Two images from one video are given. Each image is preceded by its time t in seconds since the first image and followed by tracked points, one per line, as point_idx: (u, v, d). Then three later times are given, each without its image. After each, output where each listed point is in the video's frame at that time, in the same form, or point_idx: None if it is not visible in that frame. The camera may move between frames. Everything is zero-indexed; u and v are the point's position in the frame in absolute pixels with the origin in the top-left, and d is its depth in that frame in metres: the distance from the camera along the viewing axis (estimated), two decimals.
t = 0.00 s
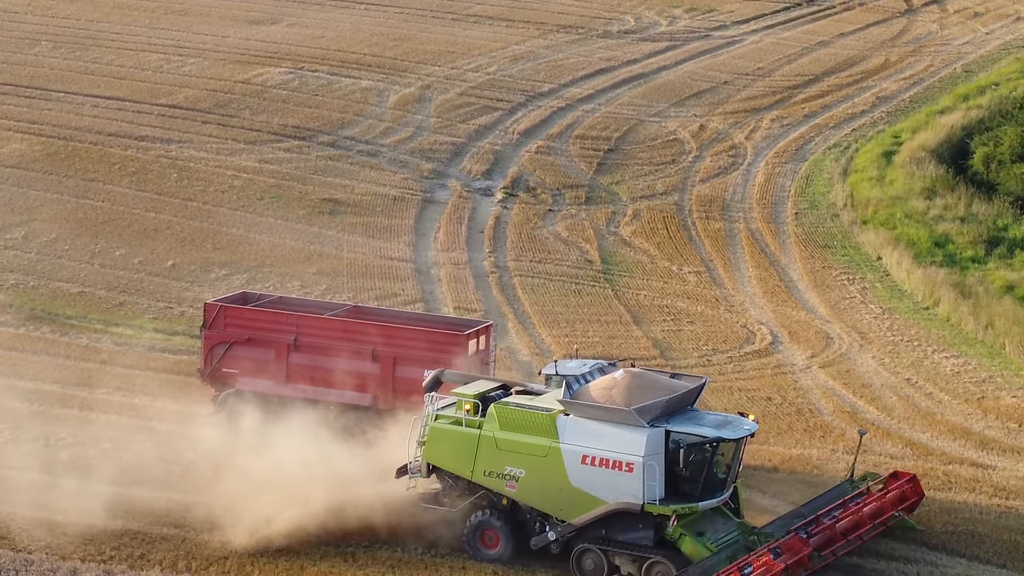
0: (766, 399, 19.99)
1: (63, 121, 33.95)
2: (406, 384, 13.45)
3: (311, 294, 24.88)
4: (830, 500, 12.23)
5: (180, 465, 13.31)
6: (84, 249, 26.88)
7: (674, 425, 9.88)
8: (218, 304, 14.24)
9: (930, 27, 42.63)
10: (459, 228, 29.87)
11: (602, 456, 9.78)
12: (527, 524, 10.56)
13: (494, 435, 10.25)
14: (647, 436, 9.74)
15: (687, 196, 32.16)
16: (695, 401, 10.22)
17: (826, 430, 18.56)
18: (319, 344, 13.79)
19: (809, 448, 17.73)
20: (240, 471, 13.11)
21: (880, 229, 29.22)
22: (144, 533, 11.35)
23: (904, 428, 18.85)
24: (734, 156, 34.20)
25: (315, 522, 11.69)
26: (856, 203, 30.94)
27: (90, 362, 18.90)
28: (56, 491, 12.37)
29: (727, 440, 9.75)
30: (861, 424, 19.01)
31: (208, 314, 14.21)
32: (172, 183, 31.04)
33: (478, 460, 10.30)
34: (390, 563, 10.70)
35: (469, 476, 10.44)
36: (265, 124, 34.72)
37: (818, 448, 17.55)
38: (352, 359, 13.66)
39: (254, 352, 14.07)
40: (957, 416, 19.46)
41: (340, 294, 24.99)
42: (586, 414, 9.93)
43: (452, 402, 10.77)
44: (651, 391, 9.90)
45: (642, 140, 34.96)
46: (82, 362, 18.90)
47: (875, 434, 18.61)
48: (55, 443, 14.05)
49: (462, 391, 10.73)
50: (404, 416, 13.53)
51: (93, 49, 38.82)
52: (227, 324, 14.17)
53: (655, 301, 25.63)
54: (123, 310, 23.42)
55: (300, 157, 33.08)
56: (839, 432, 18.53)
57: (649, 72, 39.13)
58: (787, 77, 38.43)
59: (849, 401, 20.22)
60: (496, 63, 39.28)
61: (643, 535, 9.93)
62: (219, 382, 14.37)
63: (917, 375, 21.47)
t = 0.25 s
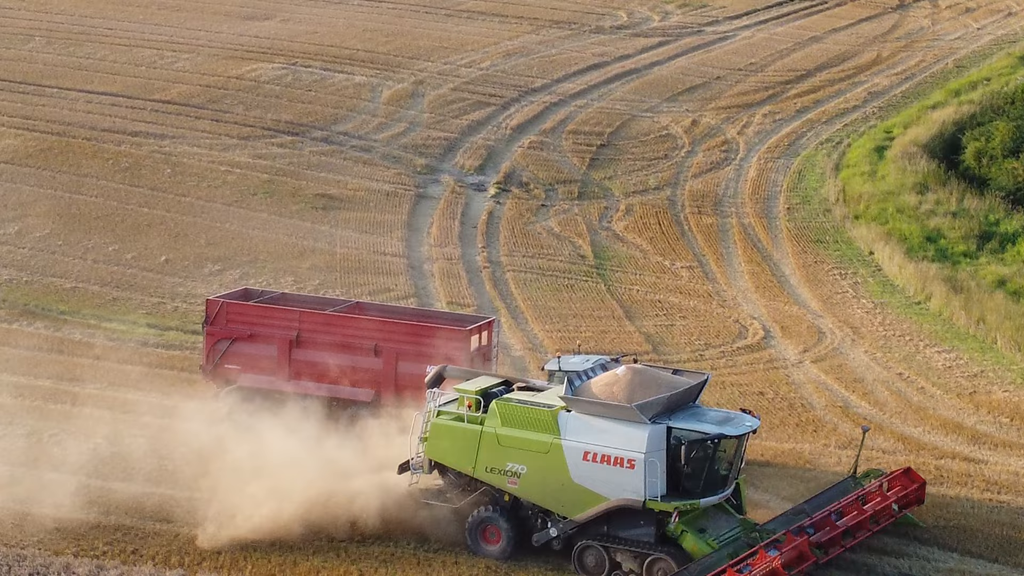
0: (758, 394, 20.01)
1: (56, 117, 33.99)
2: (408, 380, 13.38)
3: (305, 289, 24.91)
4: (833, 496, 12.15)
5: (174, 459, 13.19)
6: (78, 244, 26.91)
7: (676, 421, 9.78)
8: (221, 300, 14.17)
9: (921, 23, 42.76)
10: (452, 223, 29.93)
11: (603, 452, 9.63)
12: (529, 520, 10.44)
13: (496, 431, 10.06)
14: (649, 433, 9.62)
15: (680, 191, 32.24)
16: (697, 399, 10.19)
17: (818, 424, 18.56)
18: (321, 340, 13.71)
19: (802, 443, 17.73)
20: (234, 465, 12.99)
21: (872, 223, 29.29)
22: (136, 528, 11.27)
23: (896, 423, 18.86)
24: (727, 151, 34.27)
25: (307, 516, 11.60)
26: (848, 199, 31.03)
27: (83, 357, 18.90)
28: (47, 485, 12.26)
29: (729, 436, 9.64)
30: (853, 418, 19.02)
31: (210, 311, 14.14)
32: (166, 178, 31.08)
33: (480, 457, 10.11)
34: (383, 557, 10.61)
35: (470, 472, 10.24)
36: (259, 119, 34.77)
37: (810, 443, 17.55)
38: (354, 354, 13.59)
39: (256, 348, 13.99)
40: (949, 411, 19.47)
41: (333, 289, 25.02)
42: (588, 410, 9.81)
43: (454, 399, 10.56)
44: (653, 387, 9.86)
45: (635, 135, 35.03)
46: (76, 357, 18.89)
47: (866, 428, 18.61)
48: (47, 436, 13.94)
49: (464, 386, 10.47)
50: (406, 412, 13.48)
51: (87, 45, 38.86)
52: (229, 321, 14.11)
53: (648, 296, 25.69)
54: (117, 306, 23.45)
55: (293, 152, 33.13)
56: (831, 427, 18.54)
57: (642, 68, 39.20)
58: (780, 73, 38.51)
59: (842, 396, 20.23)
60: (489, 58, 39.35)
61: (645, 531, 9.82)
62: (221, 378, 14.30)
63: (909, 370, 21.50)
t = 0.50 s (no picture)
0: (749, 389, 20.03)
1: (48, 112, 34.00)
2: (410, 377, 13.19)
3: (297, 284, 24.94)
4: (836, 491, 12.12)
5: (169, 456, 13.11)
6: (70, 240, 26.93)
7: (677, 418, 9.75)
8: (221, 297, 13.97)
9: (912, 18, 42.88)
10: (444, 218, 29.97)
11: (605, 449, 9.59)
12: (531, 517, 10.36)
13: (498, 428, 10.04)
14: (650, 430, 9.59)
15: (672, 186, 32.32)
16: (699, 395, 10.14)
17: (809, 419, 18.56)
18: (322, 337, 13.52)
19: (793, 438, 17.73)
20: (228, 463, 12.92)
21: (863, 218, 29.34)
22: (128, 523, 11.19)
23: (887, 417, 18.85)
24: (718, 145, 34.34)
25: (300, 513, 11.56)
26: (839, 193, 31.12)
27: (75, 352, 18.89)
28: (38, 481, 12.18)
29: (731, 433, 9.60)
30: (844, 412, 19.02)
31: (211, 308, 13.93)
32: (158, 173, 31.11)
33: (482, 453, 10.10)
34: (376, 552, 10.54)
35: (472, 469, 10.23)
36: (251, 115, 34.80)
37: (801, 438, 17.54)
38: (356, 351, 13.39)
39: (258, 345, 13.81)
40: (940, 405, 19.47)
41: (325, 284, 25.05)
42: (589, 407, 9.77)
43: (456, 395, 10.60)
44: (655, 384, 9.79)
45: (627, 130, 35.09)
46: (68, 352, 18.89)
47: (857, 422, 18.62)
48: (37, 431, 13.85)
49: (465, 383, 10.57)
50: (408, 408, 13.28)
51: (79, 40, 38.88)
52: (230, 318, 13.90)
53: (639, 290, 25.75)
54: (109, 301, 23.46)
55: (285, 147, 33.16)
56: (822, 421, 18.54)
57: (633, 63, 39.28)
58: (771, 68, 38.58)
59: (833, 390, 20.23)
60: (480, 54, 39.42)
61: (647, 528, 9.74)
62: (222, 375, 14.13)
63: (900, 364, 21.52)
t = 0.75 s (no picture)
0: (742, 383, 20.03)
1: (42, 108, 34.00)
2: (415, 374, 13.07)
3: (289, 280, 24.97)
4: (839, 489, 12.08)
5: (163, 454, 13.07)
6: (63, 236, 26.92)
7: (679, 415, 9.66)
8: (223, 294, 13.81)
9: (904, 14, 43.01)
10: (437, 214, 30.02)
11: (607, 446, 9.51)
12: (533, 514, 10.28)
13: (500, 425, 9.99)
14: (651, 426, 9.51)
15: (664, 181, 32.39)
16: (701, 391, 10.03)
17: (801, 414, 18.54)
18: (326, 333, 13.39)
19: (785, 433, 17.69)
20: (224, 461, 12.87)
21: (855, 213, 29.41)
22: (120, 520, 11.14)
23: (879, 412, 18.83)
24: (710, 141, 34.41)
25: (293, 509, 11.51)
26: (831, 188, 31.21)
27: (68, 348, 18.88)
28: (31, 478, 12.14)
29: (732, 430, 9.51)
30: (836, 408, 19.01)
31: (213, 305, 13.76)
32: (151, 169, 31.13)
33: (484, 450, 10.04)
34: (368, 547, 10.53)
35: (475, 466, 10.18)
36: (244, 111, 34.84)
37: (793, 433, 17.50)
38: (360, 348, 13.27)
39: (261, 342, 13.66)
40: (931, 400, 19.45)
41: (318, 280, 25.07)
42: (591, 404, 9.69)
43: (457, 392, 10.53)
44: (656, 381, 9.68)
45: (619, 126, 35.16)
46: (62, 348, 18.90)
47: (850, 417, 18.61)
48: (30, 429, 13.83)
49: (467, 379, 10.49)
50: (412, 404, 13.15)
51: (72, 36, 38.88)
52: (233, 315, 13.74)
53: (632, 286, 25.80)
54: (102, 297, 23.47)
55: (278, 143, 33.20)
56: (814, 416, 18.52)
57: (625, 59, 39.36)
58: (763, 63, 38.65)
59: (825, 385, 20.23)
60: (473, 50, 39.50)
61: (649, 525, 9.66)
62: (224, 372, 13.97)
63: (892, 359, 21.53)
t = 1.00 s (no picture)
0: (733, 377, 19.98)
1: (34, 104, 34.01)
2: (415, 369, 13.23)
3: (281, 274, 24.96)
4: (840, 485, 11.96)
5: (156, 446, 12.87)
6: (55, 231, 26.92)
7: (680, 412, 9.41)
8: (225, 290, 13.96)
9: (894, 9, 43.15)
10: (428, 208, 30.07)
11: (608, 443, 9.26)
12: (534, 510, 10.04)
13: (500, 421, 9.72)
14: (653, 423, 9.26)
15: (655, 176, 32.46)
16: (703, 388, 9.79)
17: (793, 408, 18.45)
18: (327, 329, 13.55)
19: (777, 427, 17.60)
20: (219, 452, 12.70)
21: (846, 208, 29.47)
22: (112, 515, 10.95)
23: (870, 405, 18.76)
24: (702, 136, 34.46)
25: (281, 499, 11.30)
26: (822, 182, 31.28)
27: (59, 342, 18.83)
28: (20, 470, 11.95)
29: (733, 428, 9.25)
30: (827, 401, 18.94)
31: (215, 301, 13.90)
32: (143, 164, 31.15)
33: (484, 446, 9.79)
34: (355, 544, 10.40)
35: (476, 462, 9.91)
36: (236, 106, 34.86)
37: (785, 427, 17.40)
38: (360, 343, 13.42)
39: (262, 338, 13.79)
40: (923, 394, 19.39)
41: (310, 275, 25.09)
42: (593, 400, 9.43)
43: (458, 387, 10.22)
44: (658, 377, 9.43)
45: (611, 121, 35.21)
46: (54, 342, 18.85)
47: (841, 412, 18.53)
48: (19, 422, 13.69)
49: (469, 374, 10.17)
50: (411, 398, 13.30)
51: (64, 31, 38.93)
52: (236, 311, 13.88)
53: (623, 280, 25.84)
54: (93, 292, 23.45)
55: (270, 138, 33.23)
56: (806, 410, 18.45)
57: (616, 54, 39.46)
58: (754, 58, 38.75)
59: (816, 379, 20.17)
60: (465, 45, 39.59)
61: (650, 522, 9.44)
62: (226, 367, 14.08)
63: (883, 353, 21.50)
